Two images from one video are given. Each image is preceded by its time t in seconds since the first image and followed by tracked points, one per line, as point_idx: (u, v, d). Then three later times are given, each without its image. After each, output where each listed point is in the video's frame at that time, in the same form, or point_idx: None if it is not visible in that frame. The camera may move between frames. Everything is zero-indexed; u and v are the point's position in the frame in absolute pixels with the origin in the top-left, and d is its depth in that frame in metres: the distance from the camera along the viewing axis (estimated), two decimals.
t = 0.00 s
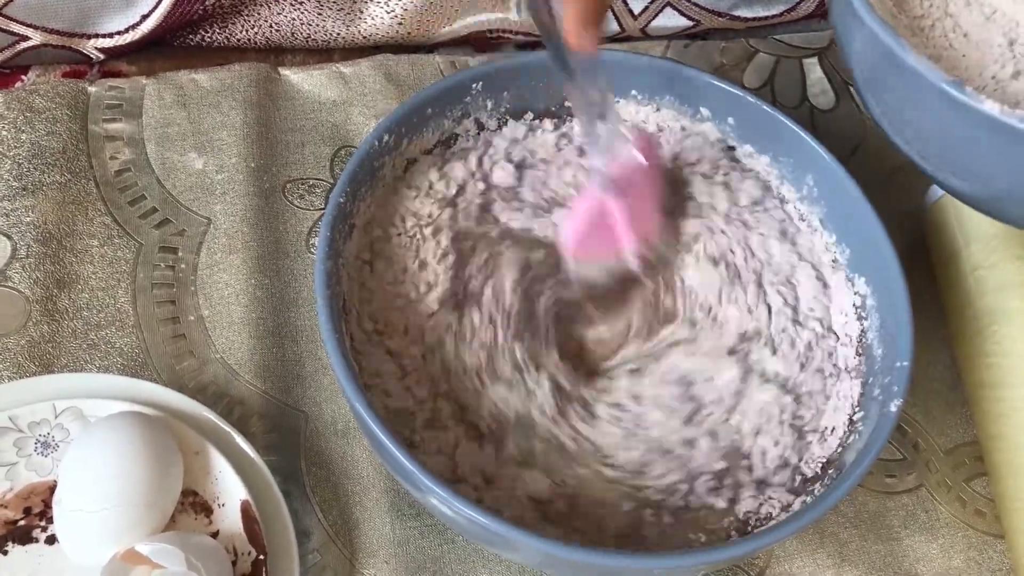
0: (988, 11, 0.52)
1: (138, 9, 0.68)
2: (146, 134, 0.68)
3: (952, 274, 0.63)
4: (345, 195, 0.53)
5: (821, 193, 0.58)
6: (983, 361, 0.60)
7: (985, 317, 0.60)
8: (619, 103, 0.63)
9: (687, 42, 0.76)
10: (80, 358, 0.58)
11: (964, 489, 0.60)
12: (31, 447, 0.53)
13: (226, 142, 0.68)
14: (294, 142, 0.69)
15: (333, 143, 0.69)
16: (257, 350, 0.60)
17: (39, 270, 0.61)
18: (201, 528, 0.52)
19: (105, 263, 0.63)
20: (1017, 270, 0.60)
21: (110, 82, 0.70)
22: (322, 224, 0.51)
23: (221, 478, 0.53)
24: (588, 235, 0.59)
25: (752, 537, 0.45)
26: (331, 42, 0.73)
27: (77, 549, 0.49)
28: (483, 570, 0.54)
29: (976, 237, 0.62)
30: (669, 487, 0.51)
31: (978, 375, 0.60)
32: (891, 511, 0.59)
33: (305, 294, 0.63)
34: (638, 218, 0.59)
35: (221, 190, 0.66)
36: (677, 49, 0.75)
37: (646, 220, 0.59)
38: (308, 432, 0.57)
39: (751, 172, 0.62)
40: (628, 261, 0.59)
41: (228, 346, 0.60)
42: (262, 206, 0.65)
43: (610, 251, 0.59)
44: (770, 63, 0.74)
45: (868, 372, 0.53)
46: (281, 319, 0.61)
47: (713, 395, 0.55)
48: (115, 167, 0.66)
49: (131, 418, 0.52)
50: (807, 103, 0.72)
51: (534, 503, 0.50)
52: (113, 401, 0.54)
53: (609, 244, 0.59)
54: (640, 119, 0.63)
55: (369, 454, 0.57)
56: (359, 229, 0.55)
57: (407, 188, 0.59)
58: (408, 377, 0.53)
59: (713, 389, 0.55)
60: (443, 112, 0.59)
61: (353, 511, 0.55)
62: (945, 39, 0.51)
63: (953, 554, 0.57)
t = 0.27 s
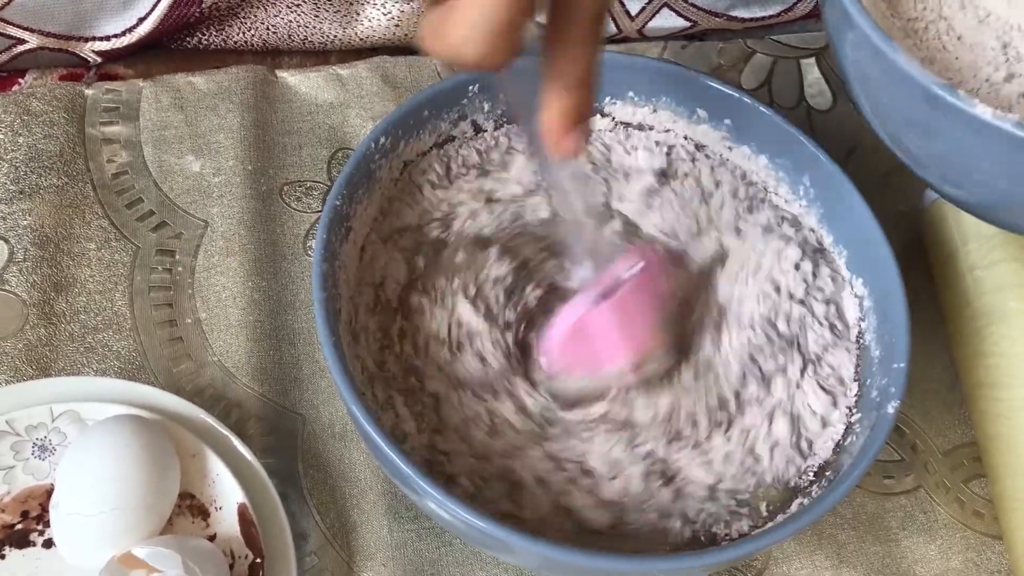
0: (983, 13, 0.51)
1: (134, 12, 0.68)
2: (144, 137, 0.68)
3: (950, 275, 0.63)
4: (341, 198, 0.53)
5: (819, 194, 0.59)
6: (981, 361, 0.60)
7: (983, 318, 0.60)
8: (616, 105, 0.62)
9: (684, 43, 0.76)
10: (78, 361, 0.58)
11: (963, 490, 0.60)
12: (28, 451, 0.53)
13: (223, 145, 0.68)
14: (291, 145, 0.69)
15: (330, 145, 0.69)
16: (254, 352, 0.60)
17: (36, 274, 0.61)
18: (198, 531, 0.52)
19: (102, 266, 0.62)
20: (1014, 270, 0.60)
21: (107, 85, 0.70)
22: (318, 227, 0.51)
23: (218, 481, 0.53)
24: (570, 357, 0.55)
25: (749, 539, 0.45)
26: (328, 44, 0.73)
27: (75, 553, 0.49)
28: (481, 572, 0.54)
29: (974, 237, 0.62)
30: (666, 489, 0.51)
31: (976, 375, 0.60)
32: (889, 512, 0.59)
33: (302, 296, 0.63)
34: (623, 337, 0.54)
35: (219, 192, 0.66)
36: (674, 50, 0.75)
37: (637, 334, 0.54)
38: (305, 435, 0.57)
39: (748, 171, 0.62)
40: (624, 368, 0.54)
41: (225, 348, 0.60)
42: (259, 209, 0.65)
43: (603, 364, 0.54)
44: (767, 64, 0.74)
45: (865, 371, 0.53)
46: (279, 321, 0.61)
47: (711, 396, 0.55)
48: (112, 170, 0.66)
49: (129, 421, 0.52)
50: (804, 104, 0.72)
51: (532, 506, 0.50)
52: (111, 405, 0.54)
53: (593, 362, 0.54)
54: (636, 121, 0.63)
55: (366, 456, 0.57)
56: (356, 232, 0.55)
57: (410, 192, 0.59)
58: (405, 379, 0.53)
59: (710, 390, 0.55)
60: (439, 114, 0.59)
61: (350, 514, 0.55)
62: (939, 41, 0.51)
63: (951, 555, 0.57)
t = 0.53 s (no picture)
0: (952, 14, 0.54)
1: (130, 6, 0.68)
2: (140, 132, 0.68)
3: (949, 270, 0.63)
4: (338, 192, 0.52)
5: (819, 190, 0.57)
6: (981, 357, 0.60)
7: (983, 313, 0.60)
8: (615, 99, 0.61)
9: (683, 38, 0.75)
10: (73, 357, 0.58)
11: (962, 486, 0.60)
12: (23, 447, 0.53)
13: (219, 139, 0.67)
14: (288, 140, 0.68)
15: (327, 140, 0.68)
16: (251, 348, 0.60)
17: (32, 269, 0.61)
18: (194, 527, 0.51)
19: (98, 262, 0.62)
20: (1013, 266, 0.60)
21: (103, 79, 0.69)
22: (315, 222, 0.51)
23: (214, 477, 0.52)
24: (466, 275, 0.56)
25: (748, 535, 0.45)
26: (325, 39, 0.73)
27: (70, 549, 0.48)
28: (478, 569, 0.53)
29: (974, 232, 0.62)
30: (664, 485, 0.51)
31: (976, 371, 0.60)
32: (888, 508, 0.58)
33: (299, 291, 0.62)
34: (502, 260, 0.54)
35: (215, 187, 0.66)
36: (673, 45, 0.74)
37: (522, 264, 0.54)
38: (302, 431, 0.57)
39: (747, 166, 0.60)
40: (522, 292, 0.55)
41: (221, 344, 0.60)
42: (255, 204, 0.65)
43: (504, 288, 0.55)
44: (766, 59, 0.74)
45: (864, 368, 0.52)
46: (275, 316, 0.61)
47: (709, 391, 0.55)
48: (108, 165, 0.66)
49: (124, 417, 0.52)
50: (803, 100, 0.72)
51: (530, 502, 0.49)
52: (106, 400, 0.54)
53: (502, 280, 0.55)
54: (636, 116, 0.62)
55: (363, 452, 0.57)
56: (353, 226, 0.54)
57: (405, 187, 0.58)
58: (402, 374, 0.53)
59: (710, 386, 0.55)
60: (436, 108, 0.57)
61: (347, 510, 0.55)
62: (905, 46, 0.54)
63: (951, 551, 0.57)
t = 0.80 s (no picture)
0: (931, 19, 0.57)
1: (135, 3, 0.67)
2: (143, 129, 0.68)
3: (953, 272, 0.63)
4: (343, 190, 0.52)
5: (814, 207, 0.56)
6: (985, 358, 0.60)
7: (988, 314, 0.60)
8: (620, 98, 0.62)
9: (687, 36, 0.75)
10: (76, 355, 0.58)
11: (966, 487, 0.60)
12: (26, 444, 0.53)
13: (223, 137, 0.67)
14: (291, 138, 0.68)
15: (331, 138, 0.68)
16: (254, 346, 0.60)
17: (34, 267, 0.61)
18: (197, 526, 0.51)
19: (100, 259, 0.62)
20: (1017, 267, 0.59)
21: (106, 76, 0.69)
22: (319, 221, 0.51)
23: (216, 475, 0.52)
24: (406, 197, 0.48)
25: (751, 536, 0.45)
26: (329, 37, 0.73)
27: (73, 547, 0.48)
28: (481, 568, 0.53)
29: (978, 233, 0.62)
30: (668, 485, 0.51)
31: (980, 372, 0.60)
32: (892, 508, 0.58)
33: (302, 290, 0.62)
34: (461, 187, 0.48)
35: (219, 185, 0.66)
36: (677, 44, 0.74)
37: (479, 184, 0.48)
38: (306, 429, 0.57)
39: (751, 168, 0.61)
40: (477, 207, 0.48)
41: (224, 342, 0.60)
42: (259, 202, 0.65)
43: (458, 221, 0.49)
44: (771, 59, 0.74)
45: (869, 368, 0.52)
46: (279, 315, 0.61)
47: (714, 389, 0.55)
48: (111, 163, 0.66)
49: (126, 415, 0.51)
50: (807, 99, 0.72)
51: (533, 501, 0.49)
52: (108, 397, 0.54)
53: (460, 209, 0.48)
54: (641, 115, 0.62)
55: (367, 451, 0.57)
56: (358, 225, 0.54)
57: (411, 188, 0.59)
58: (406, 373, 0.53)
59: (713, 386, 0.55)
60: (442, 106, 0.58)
61: (351, 508, 0.54)
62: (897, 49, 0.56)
63: (954, 553, 0.57)
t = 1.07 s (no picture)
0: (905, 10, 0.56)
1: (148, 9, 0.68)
2: (155, 134, 0.68)
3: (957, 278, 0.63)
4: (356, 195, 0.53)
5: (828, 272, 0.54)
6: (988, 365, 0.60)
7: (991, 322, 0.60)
8: (628, 106, 0.62)
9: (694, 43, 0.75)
10: (89, 357, 0.59)
11: (969, 493, 0.60)
12: (40, 445, 0.54)
13: (234, 142, 0.68)
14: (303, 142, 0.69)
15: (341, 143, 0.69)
16: (265, 350, 0.60)
17: (48, 269, 0.62)
18: (209, 526, 0.52)
19: (113, 262, 0.63)
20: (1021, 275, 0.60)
21: (119, 81, 0.70)
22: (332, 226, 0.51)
23: (229, 477, 0.53)
24: (351, 241, 0.45)
25: (756, 539, 0.45)
26: (338, 42, 0.73)
27: (87, 547, 0.49)
28: (489, 569, 0.54)
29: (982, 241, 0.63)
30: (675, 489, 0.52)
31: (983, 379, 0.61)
32: (896, 513, 0.59)
33: (312, 294, 0.63)
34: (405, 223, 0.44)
35: (230, 189, 0.66)
36: (684, 51, 0.75)
37: (430, 219, 0.45)
38: (316, 432, 0.58)
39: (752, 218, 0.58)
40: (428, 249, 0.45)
41: (235, 345, 0.60)
42: (270, 206, 0.66)
43: (406, 263, 0.46)
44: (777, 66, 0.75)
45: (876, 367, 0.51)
46: (289, 318, 0.62)
47: (695, 410, 0.54)
48: (123, 167, 0.67)
49: (139, 416, 0.52)
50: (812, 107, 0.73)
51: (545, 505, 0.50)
52: (120, 399, 0.54)
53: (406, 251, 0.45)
54: (649, 121, 0.63)
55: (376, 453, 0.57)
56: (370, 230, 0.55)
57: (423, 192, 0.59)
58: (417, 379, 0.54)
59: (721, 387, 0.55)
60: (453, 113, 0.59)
61: (360, 510, 0.55)
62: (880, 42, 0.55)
63: (957, 557, 0.57)
